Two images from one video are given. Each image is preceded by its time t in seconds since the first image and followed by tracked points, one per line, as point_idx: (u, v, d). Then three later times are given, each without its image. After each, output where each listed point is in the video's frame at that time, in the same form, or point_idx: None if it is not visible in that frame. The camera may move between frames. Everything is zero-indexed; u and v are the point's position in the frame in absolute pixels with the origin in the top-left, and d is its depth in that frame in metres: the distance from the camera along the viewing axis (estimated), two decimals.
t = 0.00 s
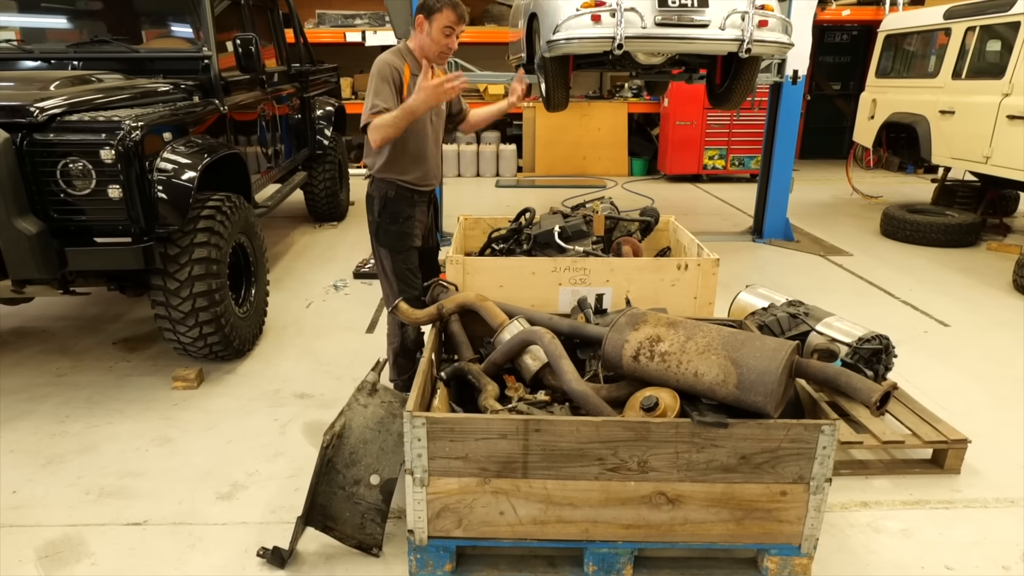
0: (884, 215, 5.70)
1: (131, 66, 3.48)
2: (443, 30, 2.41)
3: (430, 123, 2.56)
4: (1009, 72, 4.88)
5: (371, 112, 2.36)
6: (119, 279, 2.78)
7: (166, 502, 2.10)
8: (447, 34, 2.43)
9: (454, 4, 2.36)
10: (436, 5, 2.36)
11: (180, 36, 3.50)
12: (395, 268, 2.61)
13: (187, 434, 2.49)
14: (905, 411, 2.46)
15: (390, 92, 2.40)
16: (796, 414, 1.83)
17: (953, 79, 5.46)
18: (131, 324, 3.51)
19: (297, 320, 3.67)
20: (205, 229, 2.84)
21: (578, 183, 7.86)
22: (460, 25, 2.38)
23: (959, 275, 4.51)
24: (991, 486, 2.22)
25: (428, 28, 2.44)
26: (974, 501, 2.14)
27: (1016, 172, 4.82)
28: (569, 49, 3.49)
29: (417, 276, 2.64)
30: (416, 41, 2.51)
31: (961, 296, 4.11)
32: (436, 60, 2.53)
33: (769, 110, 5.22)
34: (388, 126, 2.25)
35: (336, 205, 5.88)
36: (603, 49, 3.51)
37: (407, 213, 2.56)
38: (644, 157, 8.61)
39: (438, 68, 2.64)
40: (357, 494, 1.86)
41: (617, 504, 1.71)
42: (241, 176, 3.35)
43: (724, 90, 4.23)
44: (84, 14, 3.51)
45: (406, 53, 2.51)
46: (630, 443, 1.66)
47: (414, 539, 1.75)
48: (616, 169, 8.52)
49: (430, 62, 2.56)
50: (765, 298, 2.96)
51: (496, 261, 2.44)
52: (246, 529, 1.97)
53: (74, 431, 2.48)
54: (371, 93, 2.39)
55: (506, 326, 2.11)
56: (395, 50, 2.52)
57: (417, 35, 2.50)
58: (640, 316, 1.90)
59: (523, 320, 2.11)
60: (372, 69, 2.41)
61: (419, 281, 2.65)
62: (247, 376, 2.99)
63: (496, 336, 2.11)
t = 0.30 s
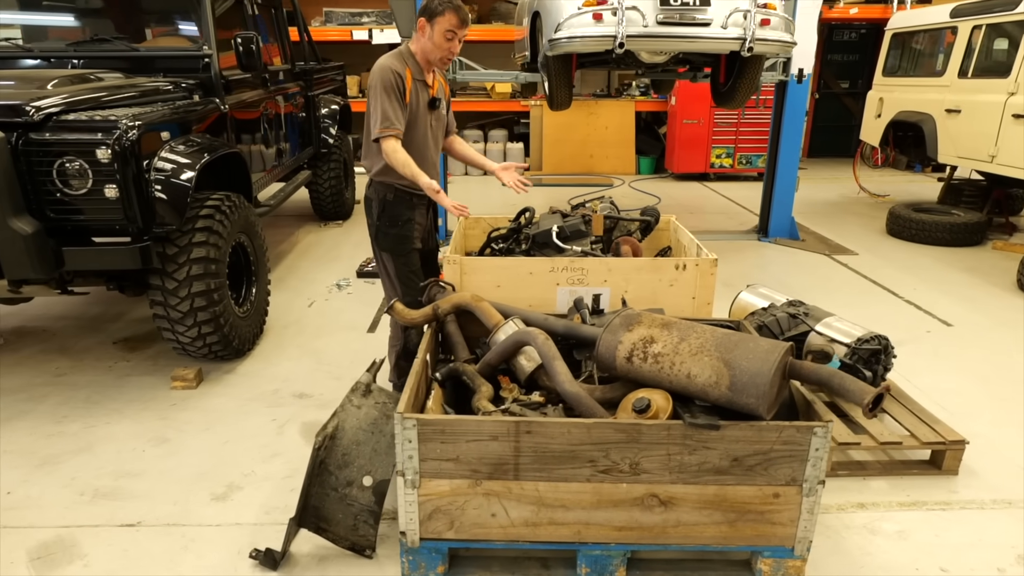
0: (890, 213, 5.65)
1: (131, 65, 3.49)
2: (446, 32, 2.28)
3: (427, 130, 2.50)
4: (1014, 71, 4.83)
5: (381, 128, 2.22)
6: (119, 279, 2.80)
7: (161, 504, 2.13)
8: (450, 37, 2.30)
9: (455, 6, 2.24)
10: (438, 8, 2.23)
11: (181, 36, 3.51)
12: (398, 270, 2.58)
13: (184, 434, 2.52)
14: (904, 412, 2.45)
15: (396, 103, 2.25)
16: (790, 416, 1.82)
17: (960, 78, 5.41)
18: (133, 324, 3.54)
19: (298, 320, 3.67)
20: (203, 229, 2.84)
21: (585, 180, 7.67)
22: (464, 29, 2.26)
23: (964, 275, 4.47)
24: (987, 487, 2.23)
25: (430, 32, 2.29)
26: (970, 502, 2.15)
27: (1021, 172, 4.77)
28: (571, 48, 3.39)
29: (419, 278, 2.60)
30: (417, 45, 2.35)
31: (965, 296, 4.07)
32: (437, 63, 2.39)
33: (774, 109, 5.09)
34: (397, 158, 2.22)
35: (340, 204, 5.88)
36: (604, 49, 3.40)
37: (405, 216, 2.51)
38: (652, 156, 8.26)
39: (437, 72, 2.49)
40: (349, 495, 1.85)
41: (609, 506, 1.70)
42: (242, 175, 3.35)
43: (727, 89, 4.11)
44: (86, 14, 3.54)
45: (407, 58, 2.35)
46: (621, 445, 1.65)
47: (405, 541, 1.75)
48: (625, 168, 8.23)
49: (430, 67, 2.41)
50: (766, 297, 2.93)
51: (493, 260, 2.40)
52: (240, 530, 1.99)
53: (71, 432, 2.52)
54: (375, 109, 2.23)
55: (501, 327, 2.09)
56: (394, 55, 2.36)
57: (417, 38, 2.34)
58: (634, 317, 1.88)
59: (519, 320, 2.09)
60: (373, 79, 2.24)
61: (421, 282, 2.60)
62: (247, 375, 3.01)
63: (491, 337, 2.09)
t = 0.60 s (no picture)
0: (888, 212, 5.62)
1: (122, 65, 3.49)
2: (436, 35, 2.21)
3: (417, 132, 2.43)
4: (1012, 69, 4.79)
5: (366, 129, 2.18)
6: (108, 278, 2.80)
7: (144, 505, 2.13)
8: (440, 39, 2.22)
9: (445, 8, 2.16)
10: (428, 10, 2.15)
11: (172, 34, 3.50)
12: (386, 271, 2.57)
13: (170, 435, 2.53)
14: (891, 413, 2.45)
15: (383, 105, 2.21)
16: (771, 418, 1.81)
17: (958, 76, 5.37)
18: (125, 323, 3.55)
19: (292, 318, 3.65)
20: (192, 229, 2.84)
21: (585, 179, 7.44)
22: (454, 31, 2.18)
23: (960, 275, 4.44)
24: (974, 489, 2.24)
25: (420, 33, 2.22)
26: (955, 504, 2.16)
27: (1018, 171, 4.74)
28: (563, 47, 3.34)
29: (408, 278, 2.59)
30: (408, 46, 2.28)
31: (961, 296, 4.04)
32: (428, 65, 2.32)
33: (771, 107, 5.02)
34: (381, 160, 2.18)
35: (337, 203, 5.87)
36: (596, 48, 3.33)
37: (393, 217, 2.50)
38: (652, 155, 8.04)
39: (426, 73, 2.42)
40: (329, 497, 1.85)
41: (587, 509, 1.69)
42: (233, 175, 3.34)
43: (722, 87, 4.04)
44: (84, 12, 3.51)
45: (397, 59, 2.28)
46: (599, 448, 1.64)
47: (384, 543, 1.75)
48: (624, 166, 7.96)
49: (421, 68, 2.34)
50: (757, 297, 2.90)
51: (479, 261, 2.37)
52: (221, 532, 2.00)
53: (58, 432, 2.54)
54: (361, 110, 2.19)
55: (484, 328, 2.07)
56: (384, 55, 2.29)
57: (407, 39, 2.27)
58: (616, 319, 1.87)
59: (502, 320, 2.08)
60: (361, 79, 2.19)
61: (409, 283, 2.59)
62: (236, 375, 3.01)
63: (473, 338, 2.08)
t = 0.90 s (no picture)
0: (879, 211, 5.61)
1: (107, 64, 3.49)
2: (414, 33, 2.18)
3: (396, 131, 2.41)
4: (1002, 69, 4.79)
5: (341, 128, 2.17)
6: (90, 279, 2.80)
7: (119, 507, 2.13)
8: (418, 38, 2.20)
9: (422, 4, 2.14)
10: (405, 8, 2.13)
11: (156, 34, 3.49)
12: (365, 271, 2.56)
13: (150, 436, 2.52)
14: (871, 415, 2.44)
15: (358, 104, 2.20)
16: (744, 420, 1.81)
17: (950, 75, 5.36)
18: (110, 324, 3.55)
19: (279, 318, 3.64)
20: (173, 230, 2.83)
21: (578, 179, 7.42)
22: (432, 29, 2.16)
23: (949, 274, 4.44)
24: (953, 490, 2.24)
25: (398, 32, 2.20)
26: (933, 505, 2.16)
27: (1008, 171, 4.73)
28: (549, 47, 3.32)
29: (388, 277, 2.59)
30: (387, 45, 2.26)
31: (949, 296, 4.04)
32: (407, 64, 2.30)
33: (762, 107, 5.00)
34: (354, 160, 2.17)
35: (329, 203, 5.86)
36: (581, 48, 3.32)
37: (373, 217, 2.50)
38: (646, 154, 8.03)
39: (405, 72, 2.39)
40: (301, 499, 1.85)
41: (558, 511, 1.68)
42: (218, 174, 3.34)
43: (710, 87, 4.03)
44: (77, 11, 3.50)
45: (374, 58, 2.27)
46: (569, 450, 1.63)
47: (355, 545, 1.74)
48: (619, 165, 7.93)
49: (400, 67, 2.32)
50: (740, 297, 2.89)
51: (459, 261, 2.36)
52: (196, 533, 2.00)
53: (37, 433, 2.54)
54: (336, 108, 2.18)
55: (460, 329, 2.07)
56: (362, 53, 2.28)
57: (386, 38, 2.25)
58: (590, 320, 1.87)
59: (478, 321, 2.07)
60: (337, 78, 2.18)
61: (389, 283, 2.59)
62: (219, 376, 3.01)
63: (449, 339, 2.07)
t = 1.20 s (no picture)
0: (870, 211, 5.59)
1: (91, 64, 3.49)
2: (382, 26, 2.18)
3: (369, 130, 2.40)
4: (992, 68, 4.77)
5: (308, 127, 2.17)
6: (70, 279, 2.81)
7: (90, 508, 2.13)
8: (386, 32, 2.20)
9: None
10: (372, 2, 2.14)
11: (139, 34, 3.49)
12: (339, 271, 2.57)
13: (126, 436, 2.52)
14: (847, 417, 2.44)
15: (327, 103, 2.20)
16: (711, 421, 1.80)
17: (940, 75, 5.34)
18: (94, 324, 3.55)
19: (263, 318, 3.64)
20: (152, 230, 2.82)
21: (571, 179, 7.40)
22: (398, 20, 2.15)
23: (937, 275, 4.43)
24: (927, 492, 2.23)
25: (366, 29, 2.20)
26: (906, 508, 2.15)
27: (997, 171, 4.72)
28: (531, 47, 3.32)
29: (362, 278, 2.60)
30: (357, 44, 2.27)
31: (935, 296, 4.03)
32: (378, 61, 2.30)
33: (751, 107, 5.00)
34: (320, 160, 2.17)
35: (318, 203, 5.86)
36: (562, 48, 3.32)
37: (347, 217, 2.49)
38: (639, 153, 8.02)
39: (379, 71, 2.39)
40: (267, 500, 1.85)
41: (522, 513, 1.68)
42: (200, 175, 3.33)
43: (695, 87, 4.03)
44: (77, 12, 3.49)
45: (345, 57, 2.28)
46: (531, 452, 1.63)
47: (319, 547, 1.74)
48: (612, 165, 7.92)
49: (371, 66, 2.32)
50: (719, 298, 2.89)
51: (433, 262, 2.36)
52: (165, 534, 2.00)
53: (14, 434, 2.54)
54: (305, 108, 2.19)
55: (429, 330, 2.06)
56: (333, 54, 2.29)
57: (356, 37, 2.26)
58: (557, 322, 1.86)
59: (448, 322, 2.06)
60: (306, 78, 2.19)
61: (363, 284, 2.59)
62: (199, 376, 3.01)
63: (419, 340, 2.07)
